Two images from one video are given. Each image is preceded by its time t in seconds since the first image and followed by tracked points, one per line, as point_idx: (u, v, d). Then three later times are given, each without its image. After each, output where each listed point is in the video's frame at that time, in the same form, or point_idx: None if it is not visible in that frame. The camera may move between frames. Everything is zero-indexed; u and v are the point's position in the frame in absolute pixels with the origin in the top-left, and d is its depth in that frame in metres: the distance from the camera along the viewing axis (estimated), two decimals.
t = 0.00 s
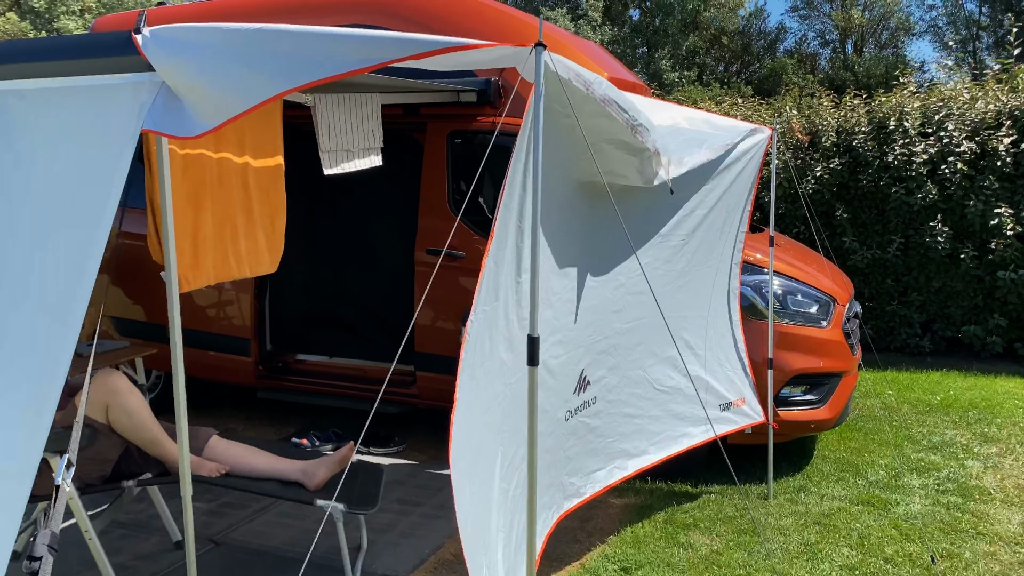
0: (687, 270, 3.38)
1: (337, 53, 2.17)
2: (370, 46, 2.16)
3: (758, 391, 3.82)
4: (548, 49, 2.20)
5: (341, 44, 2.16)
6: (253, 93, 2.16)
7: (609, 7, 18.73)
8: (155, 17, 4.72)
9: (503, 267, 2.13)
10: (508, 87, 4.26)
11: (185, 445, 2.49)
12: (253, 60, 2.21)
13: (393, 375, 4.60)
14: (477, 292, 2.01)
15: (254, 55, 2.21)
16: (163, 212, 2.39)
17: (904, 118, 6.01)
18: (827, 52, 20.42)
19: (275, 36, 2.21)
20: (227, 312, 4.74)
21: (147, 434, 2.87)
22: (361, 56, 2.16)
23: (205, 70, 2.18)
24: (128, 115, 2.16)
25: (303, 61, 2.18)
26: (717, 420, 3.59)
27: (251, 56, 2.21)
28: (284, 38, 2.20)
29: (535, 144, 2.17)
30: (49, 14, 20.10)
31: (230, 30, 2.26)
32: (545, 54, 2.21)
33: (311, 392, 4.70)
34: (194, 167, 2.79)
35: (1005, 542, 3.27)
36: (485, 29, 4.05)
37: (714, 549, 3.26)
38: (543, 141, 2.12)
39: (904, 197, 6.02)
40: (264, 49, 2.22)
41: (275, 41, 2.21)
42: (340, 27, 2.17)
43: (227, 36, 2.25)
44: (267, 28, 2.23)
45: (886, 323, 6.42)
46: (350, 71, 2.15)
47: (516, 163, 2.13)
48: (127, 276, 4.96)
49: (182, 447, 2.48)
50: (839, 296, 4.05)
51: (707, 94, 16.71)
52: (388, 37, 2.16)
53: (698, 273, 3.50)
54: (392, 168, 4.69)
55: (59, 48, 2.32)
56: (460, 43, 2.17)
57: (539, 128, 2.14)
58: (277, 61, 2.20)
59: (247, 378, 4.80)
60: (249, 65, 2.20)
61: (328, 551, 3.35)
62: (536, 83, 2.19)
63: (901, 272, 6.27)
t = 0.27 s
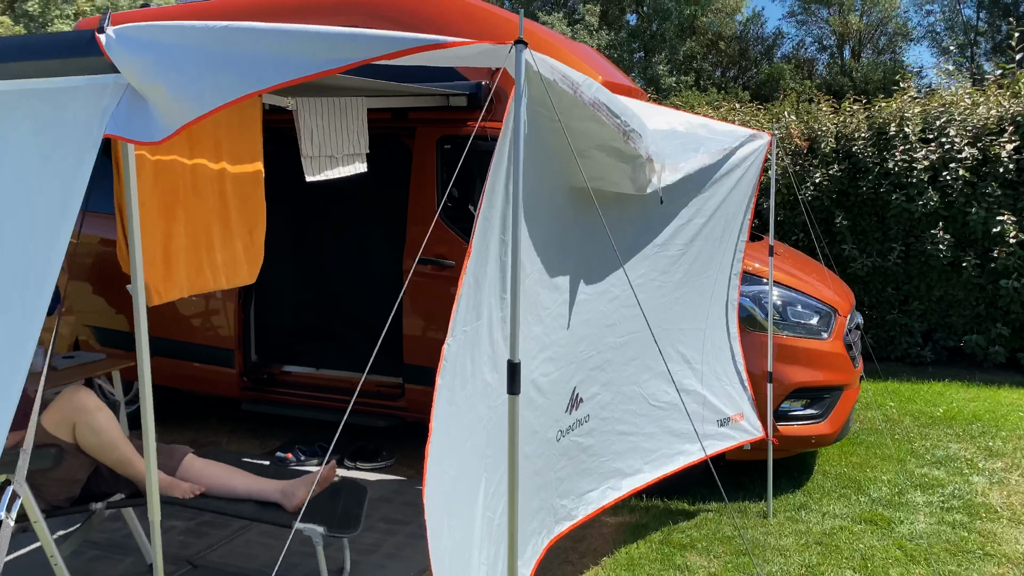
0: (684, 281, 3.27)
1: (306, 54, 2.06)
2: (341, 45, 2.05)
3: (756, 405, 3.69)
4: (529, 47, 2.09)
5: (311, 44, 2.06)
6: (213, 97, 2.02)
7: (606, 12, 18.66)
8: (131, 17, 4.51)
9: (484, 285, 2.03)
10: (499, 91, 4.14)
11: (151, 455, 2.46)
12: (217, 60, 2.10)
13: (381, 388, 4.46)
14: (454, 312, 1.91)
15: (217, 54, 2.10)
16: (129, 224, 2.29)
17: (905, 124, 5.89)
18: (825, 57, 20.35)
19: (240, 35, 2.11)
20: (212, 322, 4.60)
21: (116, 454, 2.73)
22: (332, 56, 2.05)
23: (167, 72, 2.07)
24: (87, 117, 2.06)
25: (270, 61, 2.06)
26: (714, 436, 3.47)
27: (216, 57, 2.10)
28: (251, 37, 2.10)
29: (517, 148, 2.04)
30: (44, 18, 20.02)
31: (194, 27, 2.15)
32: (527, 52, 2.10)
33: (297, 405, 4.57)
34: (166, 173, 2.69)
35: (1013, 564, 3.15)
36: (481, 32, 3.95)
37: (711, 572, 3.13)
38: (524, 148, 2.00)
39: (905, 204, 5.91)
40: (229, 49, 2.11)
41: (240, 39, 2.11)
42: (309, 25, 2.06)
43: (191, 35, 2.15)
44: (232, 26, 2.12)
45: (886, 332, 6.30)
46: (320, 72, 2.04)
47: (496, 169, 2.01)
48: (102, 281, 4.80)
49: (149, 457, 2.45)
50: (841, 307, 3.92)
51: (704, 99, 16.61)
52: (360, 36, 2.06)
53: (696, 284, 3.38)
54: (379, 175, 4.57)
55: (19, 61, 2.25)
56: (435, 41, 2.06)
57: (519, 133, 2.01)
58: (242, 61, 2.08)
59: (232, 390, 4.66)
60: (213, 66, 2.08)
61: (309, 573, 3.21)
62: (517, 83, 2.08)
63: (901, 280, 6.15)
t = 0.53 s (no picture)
0: (686, 296, 3.18)
1: (288, 62, 1.98)
2: (324, 53, 1.97)
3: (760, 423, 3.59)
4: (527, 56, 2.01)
5: (294, 52, 1.98)
6: (195, 110, 1.94)
7: (603, 21, 18.64)
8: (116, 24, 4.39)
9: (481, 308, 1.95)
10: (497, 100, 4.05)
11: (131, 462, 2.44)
12: (197, 69, 2.02)
13: (376, 403, 4.35)
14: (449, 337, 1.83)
15: (197, 63, 2.02)
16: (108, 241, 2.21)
17: (907, 133, 5.84)
18: (822, 65, 20.35)
19: (222, 42, 2.03)
20: (204, 335, 4.48)
21: (98, 477, 2.62)
22: (315, 64, 1.97)
23: (145, 82, 1.98)
24: (63, 127, 1.99)
25: (251, 69, 1.98)
26: (718, 455, 3.37)
27: (196, 65, 2.02)
28: (232, 44, 2.02)
29: (514, 160, 1.95)
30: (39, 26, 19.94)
31: (175, 35, 2.07)
32: (525, 61, 2.01)
33: (290, 421, 4.45)
34: (150, 185, 2.60)
35: None
36: (479, 40, 3.89)
37: None
38: (521, 163, 1.92)
39: (907, 214, 5.83)
40: (208, 57, 2.03)
41: (221, 46, 2.03)
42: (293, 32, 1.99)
43: (171, 42, 2.06)
44: (214, 34, 2.04)
45: (889, 343, 6.21)
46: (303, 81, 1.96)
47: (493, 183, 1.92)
48: (91, 291, 4.59)
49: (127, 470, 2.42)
50: (846, 321, 3.83)
51: (701, 107, 16.56)
52: (344, 43, 1.98)
53: (698, 299, 3.29)
54: (373, 186, 4.48)
55: None
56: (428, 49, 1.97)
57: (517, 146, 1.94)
58: (223, 70, 2.00)
59: (222, 405, 4.54)
60: (194, 76, 2.00)
61: None
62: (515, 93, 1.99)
63: (904, 291, 6.07)
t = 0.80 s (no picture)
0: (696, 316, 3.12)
1: (295, 79, 1.90)
2: (332, 69, 1.88)
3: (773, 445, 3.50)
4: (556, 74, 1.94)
5: (301, 66, 1.90)
6: (191, 128, 1.91)
7: (601, 33, 18.68)
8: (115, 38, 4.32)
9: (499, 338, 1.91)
10: (502, 115, 4.01)
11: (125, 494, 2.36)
12: (196, 86, 1.95)
13: (378, 423, 4.25)
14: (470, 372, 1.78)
15: (198, 80, 1.95)
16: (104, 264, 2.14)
17: (914, 146, 5.80)
18: (820, 78, 20.43)
19: (221, 57, 1.95)
20: (202, 352, 4.39)
21: (92, 507, 2.54)
22: (323, 80, 1.89)
23: (140, 98, 1.93)
24: (57, 147, 1.94)
25: (257, 87, 1.92)
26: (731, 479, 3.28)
27: (194, 82, 1.96)
28: (233, 58, 1.94)
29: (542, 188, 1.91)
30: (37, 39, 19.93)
31: (175, 49, 1.98)
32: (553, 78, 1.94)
33: (291, 441, 4.35)
34: (150, 205, 2.51)
35: None
36: (483, 47, 3.77)
37: None
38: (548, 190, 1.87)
39: (915, 228, 5.77)
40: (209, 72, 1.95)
41: (220, 61, 1.95)
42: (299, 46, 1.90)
43: (169, 56, 1.99)
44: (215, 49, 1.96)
45: (896, 359, 6.12)
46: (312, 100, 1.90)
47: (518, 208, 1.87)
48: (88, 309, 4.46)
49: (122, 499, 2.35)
50: (859, 339, 3.76)
51: (700, 119, 16.55)
52: (354, 57, 1.89)
53: (710, 318, 3.21)
54: (375, 202, 4.41)
55: None
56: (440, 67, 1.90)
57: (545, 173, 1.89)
58: (221, 85, 1.94)
59: (220, 425, 4.44)
60: (191, 93, 1.95)
61: None
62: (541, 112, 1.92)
63: (911, 305, 6.00)
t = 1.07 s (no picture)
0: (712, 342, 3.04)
1: (314, 114, 1.85)
2: (354, 104, 1.83)
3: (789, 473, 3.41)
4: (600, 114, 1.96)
5: (320, 101, 1.85)
6: (201, 165, 1.84)
7: (599, 48, 18.72)
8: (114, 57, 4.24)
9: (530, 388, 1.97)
10: (509, 136, 4.00)
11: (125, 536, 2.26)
12: (206, 118, 1.89)
13: (383, 449, 4.14)
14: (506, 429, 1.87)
15: (209, 113, 1.89)
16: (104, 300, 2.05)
17: (921, 163, 5.76)
18: (817, 91, 20.52)
19: (231, 89, 1.90)
20: (202, 377, 4.29)
21: (89, 550, 2.45)
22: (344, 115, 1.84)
23: (147, 131, 1.87)
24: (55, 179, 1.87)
25: (272, 119, 1.86)
26: (747, 509, 3.17)
27: (202, 113, 1.90)
28: (245, 91, 1.89)
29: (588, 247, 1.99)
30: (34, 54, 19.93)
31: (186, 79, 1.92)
32: (596, 117, 1.97)
33: (293, 469, 4.22)
34: (149, 235, 2.52)
35: None
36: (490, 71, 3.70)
37: None
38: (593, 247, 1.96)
39: (923, 246, 5.71)
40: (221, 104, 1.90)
41: (230, 93, 1.90)
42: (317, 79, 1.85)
43: (177, 87, 1.93)
44: (224, 80, 1.91)
45: (905, 378, 6.04)
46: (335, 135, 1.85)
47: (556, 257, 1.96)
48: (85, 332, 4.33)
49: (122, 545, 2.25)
50: (876, 364, 3.69)
51: (699, 134, 16.54)
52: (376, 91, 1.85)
53: (724, 344, 3.12)
54: (381, 224, 4.35)
55: None
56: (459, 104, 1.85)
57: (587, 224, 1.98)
58: (231, 116, 1.88)
59: (220, 451, 4.32)
60: (199, 125, 1.88)
61: None
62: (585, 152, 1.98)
63: (920, 324, 5.92)
